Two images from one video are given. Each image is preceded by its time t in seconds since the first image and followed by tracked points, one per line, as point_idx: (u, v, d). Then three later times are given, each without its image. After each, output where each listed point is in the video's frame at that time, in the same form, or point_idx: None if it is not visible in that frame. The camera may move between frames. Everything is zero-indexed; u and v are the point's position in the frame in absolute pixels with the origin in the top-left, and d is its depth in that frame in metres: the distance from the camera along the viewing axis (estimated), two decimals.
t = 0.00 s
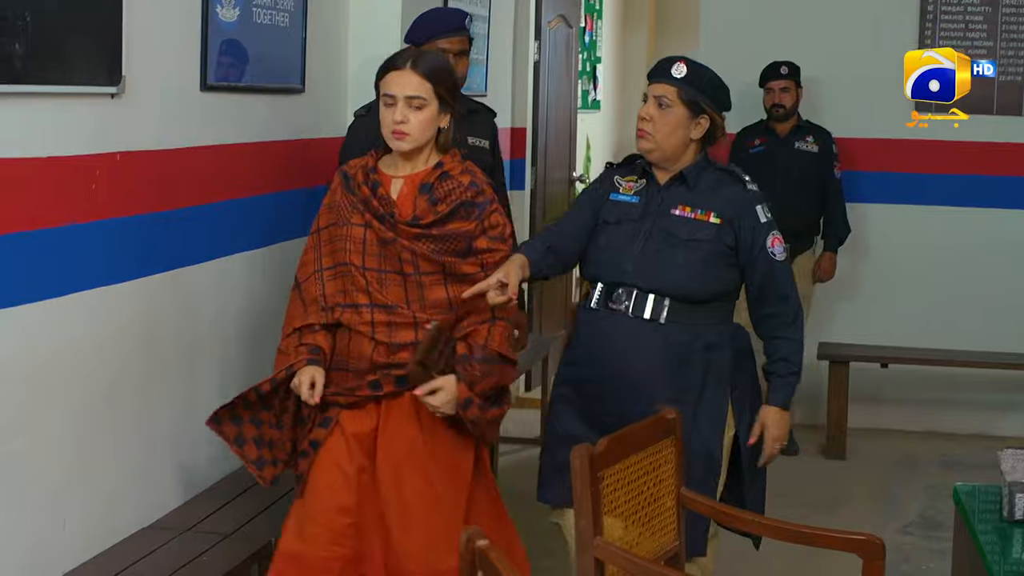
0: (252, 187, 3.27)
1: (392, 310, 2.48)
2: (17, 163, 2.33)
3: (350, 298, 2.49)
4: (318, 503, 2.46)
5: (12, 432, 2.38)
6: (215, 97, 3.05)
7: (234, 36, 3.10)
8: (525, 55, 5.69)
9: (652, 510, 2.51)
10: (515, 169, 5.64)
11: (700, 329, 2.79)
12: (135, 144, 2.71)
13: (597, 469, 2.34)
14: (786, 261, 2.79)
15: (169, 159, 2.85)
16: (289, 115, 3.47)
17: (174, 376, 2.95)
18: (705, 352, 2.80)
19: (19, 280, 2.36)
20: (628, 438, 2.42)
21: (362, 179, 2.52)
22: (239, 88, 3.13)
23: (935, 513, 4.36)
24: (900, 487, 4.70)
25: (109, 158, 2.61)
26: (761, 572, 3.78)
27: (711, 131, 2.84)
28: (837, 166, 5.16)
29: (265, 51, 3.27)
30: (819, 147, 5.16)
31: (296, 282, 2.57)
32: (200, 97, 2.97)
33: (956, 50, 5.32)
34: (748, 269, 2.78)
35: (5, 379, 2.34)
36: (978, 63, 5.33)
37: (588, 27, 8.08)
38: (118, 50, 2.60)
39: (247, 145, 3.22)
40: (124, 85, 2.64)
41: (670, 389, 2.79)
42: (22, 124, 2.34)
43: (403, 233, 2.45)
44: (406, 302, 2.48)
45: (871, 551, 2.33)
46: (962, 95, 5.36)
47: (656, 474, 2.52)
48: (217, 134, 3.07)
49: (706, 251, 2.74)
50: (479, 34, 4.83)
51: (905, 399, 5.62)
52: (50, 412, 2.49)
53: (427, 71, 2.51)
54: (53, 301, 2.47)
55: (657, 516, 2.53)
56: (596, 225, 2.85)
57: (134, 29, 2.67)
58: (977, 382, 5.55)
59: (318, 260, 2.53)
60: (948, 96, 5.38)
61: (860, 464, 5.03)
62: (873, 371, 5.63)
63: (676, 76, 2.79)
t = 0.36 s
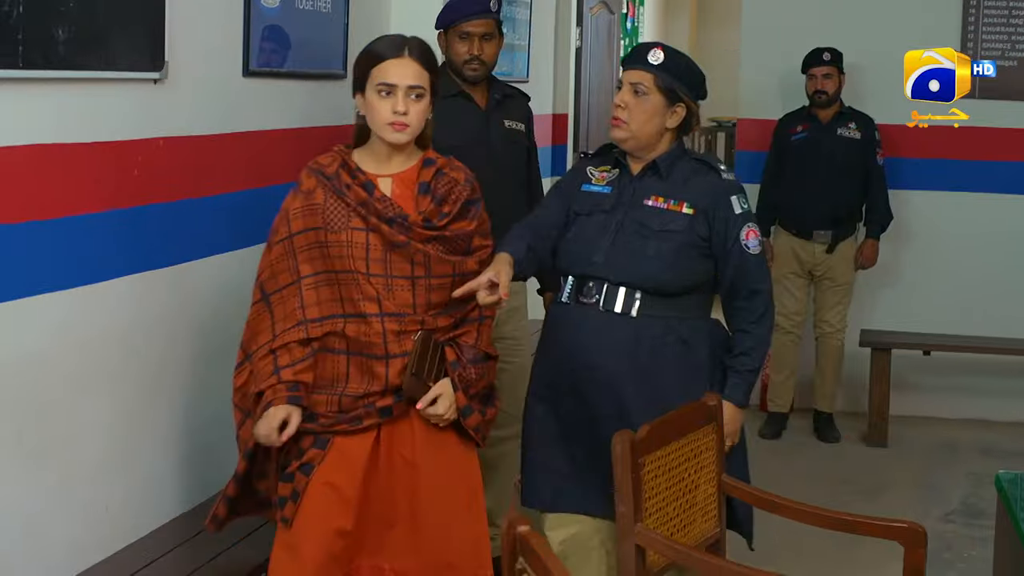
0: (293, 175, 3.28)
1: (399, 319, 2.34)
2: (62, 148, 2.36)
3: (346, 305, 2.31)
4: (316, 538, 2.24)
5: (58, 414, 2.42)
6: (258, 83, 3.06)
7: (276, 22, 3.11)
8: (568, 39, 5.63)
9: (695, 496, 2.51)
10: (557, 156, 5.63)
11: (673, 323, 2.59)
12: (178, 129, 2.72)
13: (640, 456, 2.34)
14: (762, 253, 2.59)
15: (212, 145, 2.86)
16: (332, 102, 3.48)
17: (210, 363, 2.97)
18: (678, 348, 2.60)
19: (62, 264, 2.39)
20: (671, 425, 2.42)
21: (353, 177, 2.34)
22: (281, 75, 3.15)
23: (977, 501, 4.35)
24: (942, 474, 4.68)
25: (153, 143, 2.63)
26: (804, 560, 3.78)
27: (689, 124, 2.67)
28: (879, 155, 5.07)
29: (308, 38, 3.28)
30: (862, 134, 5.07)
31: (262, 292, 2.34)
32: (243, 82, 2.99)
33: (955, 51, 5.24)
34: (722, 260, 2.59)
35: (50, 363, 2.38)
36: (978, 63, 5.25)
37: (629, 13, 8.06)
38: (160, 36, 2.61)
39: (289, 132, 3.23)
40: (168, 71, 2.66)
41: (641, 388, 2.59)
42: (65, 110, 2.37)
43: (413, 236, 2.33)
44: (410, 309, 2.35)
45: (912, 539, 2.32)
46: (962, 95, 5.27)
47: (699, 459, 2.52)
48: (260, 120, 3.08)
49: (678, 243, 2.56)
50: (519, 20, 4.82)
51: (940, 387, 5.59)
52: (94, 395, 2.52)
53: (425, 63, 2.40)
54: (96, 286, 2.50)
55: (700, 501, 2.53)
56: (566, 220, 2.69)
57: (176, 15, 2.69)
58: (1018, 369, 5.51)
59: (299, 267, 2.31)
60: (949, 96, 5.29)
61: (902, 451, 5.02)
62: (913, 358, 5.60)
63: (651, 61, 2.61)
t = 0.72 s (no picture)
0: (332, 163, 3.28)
1: (378, 321, 2.38)
2: (107, 140, 2.38)
3: (332, 313, 2.30)
4: (332, 557, 2.28)
5: (96, 404, 2.45)
6: (298, 73, 3.07)
7: (317, 12, 3.11)
8: (611, 27, 5.58)
9: (734, 488, 2.50)
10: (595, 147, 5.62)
11: (670, 311, 2.60)
12: (218, 118, 2.73)
13: (679, 446, 2.33)
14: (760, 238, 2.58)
15: (249, 135, 2.87)
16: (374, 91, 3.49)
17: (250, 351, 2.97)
18: (677, 337, 2.60)
19: (102, 255, 2.41)
20: (712, 415, 2.42)
21: (337, 182, 2.31)
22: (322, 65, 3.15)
23: (1019, 494, 4.33)
24: (984, 467, 4.67)
25: (192, 133, 2.64)
26: (853, 552, 3.78)
27: (681, 111, 2.69)
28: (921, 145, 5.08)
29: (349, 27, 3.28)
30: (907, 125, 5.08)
31: (233, 301, 2.24)
32: (284, 72, 3.00)
33: (955, 50, 5.36)
34: (718, 245, 2.59)
35: (87, 353, 2.41)
36: (978, 63, 5.36)
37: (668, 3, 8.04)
38: (201, 27, 2.62)
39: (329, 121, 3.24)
40: (208, 61, 2.67)
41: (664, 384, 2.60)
42: (109, 101, 2.39)
43: (402, 241, 2.38)
44: (387, 310, 2.40)
45: (953, 532, 2.29)
46: (962, 95, 5.38)
47: (740, 450, 2.52)
48: (301, 111, 3.09)
49: (671, 230, 2.57)
50: (560, 11, 4.80)
51: (979, 379, 5.57)
52: (131, 385, 2.56)
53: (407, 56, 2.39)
54: (135, 277, 2.53)
55: (741, 492, 2.53)
56: (564, 214, 2.72)
57: (218, 5, 2.69)
58: None
59: (283, 277, 2.25)
60: (949, 96, 5.39)
61: (944, 444, 5.00)
62: (954, 350, 5.58)
63: (647, 49, 2.61)
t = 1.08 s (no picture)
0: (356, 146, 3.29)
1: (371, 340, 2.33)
2: (131, 122, 2.40)
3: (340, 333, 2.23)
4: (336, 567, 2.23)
5: (116, 386, 2.47)
6: (320, 56, 3.08)
7: None
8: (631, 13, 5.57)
9: (755, 472, 2.50)
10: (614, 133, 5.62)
11: (665, 300, 2.59)
12: (240, 101, 2.74)
13: (699, 431, 2.33)
14: (762, 229, 2.52)
15: (273, 118, 2.88)
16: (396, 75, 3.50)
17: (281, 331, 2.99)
18: (673, 327, 2.59)
19: (124, 236, 2.43)
20: (733, 399, 2.41)
21: (353, 203, 2.20)
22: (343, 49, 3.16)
23: None
24: (1007, 454, 4.65)
25: (214, 116, 2.65)
26: (877, 537, 3.77)
27: (695, 93, 2.65)
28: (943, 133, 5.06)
29: (371, 11, 3.29)
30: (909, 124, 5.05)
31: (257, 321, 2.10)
32: (306, 56, 3.01)
33: (955, 50, 5.34)
34: (715, 234, 2.54)
35: (109, 334, 2.43)
36: (977, 63, 5.36)
37: None
38: (223, 11, 2.63)
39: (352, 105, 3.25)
40: (231, 44, 2.68)
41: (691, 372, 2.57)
42: (132, 84, 2.40)
43: (402, 260, 2.33)
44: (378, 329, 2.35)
45: (973, 519, 2.29)
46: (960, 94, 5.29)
47: (761, 435, 2.51)
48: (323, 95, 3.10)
49: (668, 217, 2.55)
50: None
51: (1002, 365, 5.55)
52: (151, 368, 2.58)
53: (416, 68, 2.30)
54: (156, 260, 2.55)
55: (761, 477, 2.52)
56: (573, 195, 2.73)
57: None
58: None
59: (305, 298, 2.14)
60: (950, 95, 5.26)
61: (966, 431, 4.99)
62: (977, 336, 5.56)
63: (655, 34, 2.58)
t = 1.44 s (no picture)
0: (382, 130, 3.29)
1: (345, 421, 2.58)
2: (154, 107, 2.41)
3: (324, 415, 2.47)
4: None
5: (144, 367, 2.49)
6: (344, 40, 3.09)
7: None
8: None
9: (777, 458, 2.50)
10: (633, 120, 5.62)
11: (671, 293, 2.58)
12: (264, 85, 2.75)
13: (722, 417, 2.33)
14: (772, 222, 2.47)
15: (299, 102, 2.89)
16: (419, 59, 3.50)
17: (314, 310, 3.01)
18: (684, 318, 2.58)
19: (150, 219, 2.45)
20: (755, 385, 2.41)
21: (333, 293, 2.44)
22: (367, 33, 3.17)
23: None
24: None
25: (238, 101, 2.66)
26: (903, 522, 3.77)
27: (706, 76, 2.58)
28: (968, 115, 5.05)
29: None
30: (908, 124, 5.04)
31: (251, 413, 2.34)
32: (329, 40, 3.01)
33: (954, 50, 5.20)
34: (724, 226, 2.50)
35: (138, 316, 2.45)
36: (977, 63, 5.33)
37: None
38: None
39: (377, 88, 3.26)
40: (254, 28, 2.69)
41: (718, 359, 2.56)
42: (156, 69, 2.41)
43: (374, 345, 2.59)
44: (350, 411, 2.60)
45: (995, 505, 2.28)
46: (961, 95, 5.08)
47: (783, 420, 2.51)
48: (347, 79, 3.11)
49: (675, 210, 2.52)
50: None
51: None
52: (179, 351, 2.60)
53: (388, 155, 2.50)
54: (183, 245, 2.56)
55: (783, 463, 2.52)
56: (589, 183, 2.71)
57: None
58: None
59: (293, 385, 2.38)
60: (949, 95, 5.06)
61: (989, 417, 4.97)
62: (1001, 322, 5.54)
63: (654, 27, 2.50)
